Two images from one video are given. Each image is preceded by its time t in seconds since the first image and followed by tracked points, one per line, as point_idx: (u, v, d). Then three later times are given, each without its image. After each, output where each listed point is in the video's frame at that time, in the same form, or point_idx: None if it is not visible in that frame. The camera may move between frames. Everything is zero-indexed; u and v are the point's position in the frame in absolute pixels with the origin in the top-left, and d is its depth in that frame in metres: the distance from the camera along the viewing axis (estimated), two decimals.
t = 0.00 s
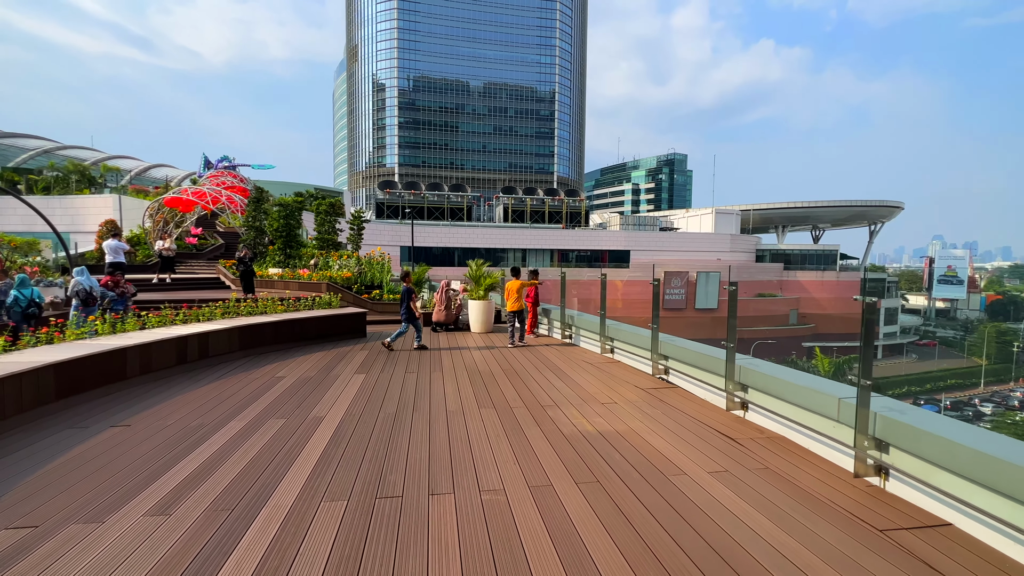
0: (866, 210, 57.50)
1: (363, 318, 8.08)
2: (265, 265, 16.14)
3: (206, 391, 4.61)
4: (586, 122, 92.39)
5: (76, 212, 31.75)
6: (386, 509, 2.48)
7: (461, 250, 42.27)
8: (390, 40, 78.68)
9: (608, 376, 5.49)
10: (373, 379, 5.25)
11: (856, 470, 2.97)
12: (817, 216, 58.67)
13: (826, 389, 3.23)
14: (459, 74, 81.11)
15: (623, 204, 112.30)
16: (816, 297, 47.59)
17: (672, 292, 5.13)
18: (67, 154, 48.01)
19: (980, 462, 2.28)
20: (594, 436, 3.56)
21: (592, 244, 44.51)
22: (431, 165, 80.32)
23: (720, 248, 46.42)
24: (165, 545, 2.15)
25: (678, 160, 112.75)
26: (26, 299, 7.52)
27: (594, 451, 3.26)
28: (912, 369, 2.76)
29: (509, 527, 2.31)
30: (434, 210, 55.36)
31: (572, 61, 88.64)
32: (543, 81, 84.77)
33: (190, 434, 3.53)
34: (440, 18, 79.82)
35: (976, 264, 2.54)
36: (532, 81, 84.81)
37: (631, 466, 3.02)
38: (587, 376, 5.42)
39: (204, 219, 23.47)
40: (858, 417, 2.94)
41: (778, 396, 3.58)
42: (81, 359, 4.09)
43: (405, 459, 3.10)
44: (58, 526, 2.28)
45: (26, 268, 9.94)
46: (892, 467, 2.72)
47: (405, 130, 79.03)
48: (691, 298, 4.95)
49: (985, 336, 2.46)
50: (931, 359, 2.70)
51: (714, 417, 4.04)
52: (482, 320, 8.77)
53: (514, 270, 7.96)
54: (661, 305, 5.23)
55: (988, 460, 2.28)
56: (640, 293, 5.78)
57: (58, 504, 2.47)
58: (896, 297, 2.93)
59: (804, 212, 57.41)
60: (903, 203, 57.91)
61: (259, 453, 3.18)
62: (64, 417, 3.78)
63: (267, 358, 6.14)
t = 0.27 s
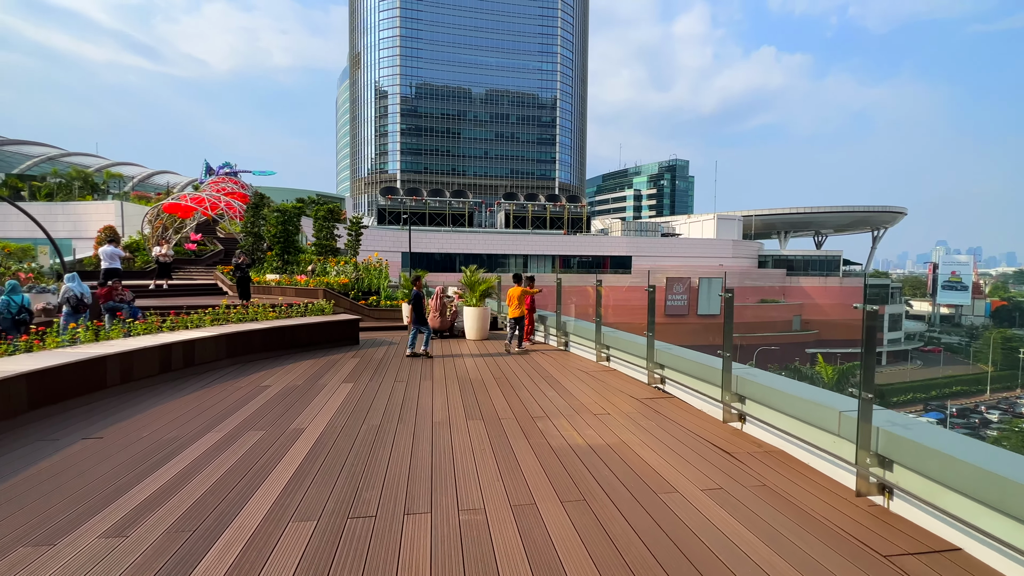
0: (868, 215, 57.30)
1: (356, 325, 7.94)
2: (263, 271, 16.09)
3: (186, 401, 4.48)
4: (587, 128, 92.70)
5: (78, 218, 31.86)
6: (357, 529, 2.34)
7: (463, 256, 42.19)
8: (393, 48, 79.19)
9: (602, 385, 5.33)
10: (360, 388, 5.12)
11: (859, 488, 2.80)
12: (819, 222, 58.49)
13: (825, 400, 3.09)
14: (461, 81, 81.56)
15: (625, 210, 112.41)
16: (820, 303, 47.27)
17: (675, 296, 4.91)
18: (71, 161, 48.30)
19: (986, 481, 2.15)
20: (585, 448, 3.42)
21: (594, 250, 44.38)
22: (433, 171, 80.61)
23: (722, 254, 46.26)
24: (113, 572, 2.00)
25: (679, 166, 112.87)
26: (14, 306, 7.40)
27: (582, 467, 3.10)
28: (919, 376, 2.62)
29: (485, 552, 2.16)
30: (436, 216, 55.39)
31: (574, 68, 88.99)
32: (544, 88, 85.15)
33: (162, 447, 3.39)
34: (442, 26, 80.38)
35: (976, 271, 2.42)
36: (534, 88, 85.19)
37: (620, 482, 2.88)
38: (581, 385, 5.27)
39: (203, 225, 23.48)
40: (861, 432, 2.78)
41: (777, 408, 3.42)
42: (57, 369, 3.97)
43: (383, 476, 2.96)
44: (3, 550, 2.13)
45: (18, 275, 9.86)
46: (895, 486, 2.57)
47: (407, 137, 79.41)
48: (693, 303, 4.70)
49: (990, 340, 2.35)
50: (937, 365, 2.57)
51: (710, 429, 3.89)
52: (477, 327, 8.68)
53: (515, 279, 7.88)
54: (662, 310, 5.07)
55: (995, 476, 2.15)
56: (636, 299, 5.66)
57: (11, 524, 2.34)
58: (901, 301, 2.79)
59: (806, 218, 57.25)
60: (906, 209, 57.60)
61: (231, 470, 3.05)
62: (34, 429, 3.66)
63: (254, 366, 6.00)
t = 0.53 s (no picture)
0: (866, 222, 57.33)
1: (345, 334, 7.80)
2: (256, 278, 15.98)
3: (161, 414, 4.32)
4: (586, 135, 93.01)
5: (74, 225, 31.75)
6: (317, 559, 2.19)
7: (461, 262, 42.08)
8: (392, 55, 79.59)
9: (592, 396, 5.19)
10: (344, 400, 4.98)
11: (854, 510, 2.66)
12: (817, 228, 58.50)
13: (820, 416, 2.96)
14: (460, 88, 81.92)
15: (624, 217, 112.59)
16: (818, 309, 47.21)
17: (674, 302, 4.71)
18: (69, 167, 48.27)
19: (987, 505, 2.03)
20: (570, 465, 3.27)
21: (592, 256, 44.27)
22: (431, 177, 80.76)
23: (720, 260, 46.21)
24: None
25: (677, 173, 113.16)
26: None
27: (564, 487, 2.95)
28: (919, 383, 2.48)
29: None
30: (434, 223, 55.36)
31: (572, 75, 89.48)
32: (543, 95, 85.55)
33: (126, 465, 3.25)
34: (441, 34, 80.90)
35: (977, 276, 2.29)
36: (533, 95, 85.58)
37: (603, 503, 2.74)
38: (571, 396, 5.13)
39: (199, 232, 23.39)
40: (855, 451, 2.66)
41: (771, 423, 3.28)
42: (25, 381, 3.82)
43: (354, 498, 2.82)
44: None
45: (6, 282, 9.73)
46: (892, 510, 2.44)
47: (406, 143, 79.64)
48: (692, 309, 4.44)
49: (991, 348, 2.23)
50: (936, 372, 2.44)
51: (702, 444, 3.75)
52: (469, 336, 8.57)
53: (513, 285, 7.87)
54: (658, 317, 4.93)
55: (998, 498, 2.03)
56: (627, 307, 5.55)
57: None
58: (901, 308, 2.64)
59: (804, 224, 57.28)
60: (904, 215, 57.71)
61: (195, 492, 2.91)
62: None
63: (237, 377, 5.85)
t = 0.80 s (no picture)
0: (859, 228, 57.75)
1: (331, 342, 7.64)
2: (246, 284, 15.79)
3: (131, 427, 4.15)
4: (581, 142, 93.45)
5: (64, 230, 31.40)
6: None
7: (456, 268, 41.89)
8: (388, 62, 79.80)
9: (580, 406, 5.06)
10: (325, 410, 4.82)
11: (848, 529, 2.55)
12: (811, 235, 58.86)
13: (814, 429, 2.86)
14: (456, 95, 82.18)
15: (619, 223, 112.99)
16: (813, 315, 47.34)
17: (669, 309, 4.52)
18: (61, 173, 47.89)
19: (988, 527, 1.93)
20: (553, 480, 3.14)
21: (587, 262, 44.23)
22: (427, 183, 80.78)
23: (715, 266, 46.31)
24: None
25: (672, 179, 113.78)
26: None
27: (548, 503, 2.82)
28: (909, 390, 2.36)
29: None
30: (429, 229, 55.23)
31: (567, 83, 89.97)
32: (538, 102, 85.97)
33: (87, 481, 3.09)
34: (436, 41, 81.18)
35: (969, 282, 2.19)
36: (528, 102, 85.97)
37: (586, 522, 2.60)
38: (558, 406, 4.99)
39: (189, 237, 23.17)
40: (849, 467, 2.55)
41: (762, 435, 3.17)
42: None
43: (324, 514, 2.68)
44: None
45: None
46: (889, 531, 2.34)
47: (402, 149, 79.71)
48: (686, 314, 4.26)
49: (985, 352, 2.14)
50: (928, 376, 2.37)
51: (691, 457, 3.63)
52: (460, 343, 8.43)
53: (505, 291, 7.77)
54: (650, 323, 4.76)
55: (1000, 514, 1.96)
56: (616, 314, 5.47)
57: None
58: (893, 313, 2.56)
59: (798, 230, 57.59)
60: (896, 221, 58.21)
61: (156, 511, 2.74)
62: None
63: (216, 386, 5.68)
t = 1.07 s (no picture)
0: (848, 234, 58.34)
1: (313, 349, 7.44)
2: (231, 289, 15.50)
3: (95, 440, 3.93)
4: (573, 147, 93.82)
5: (47, 234, 30.80)
6: None
7: (448, 273, 41.67)
8: (380, 66, 79.66)
9: (568, 416, 4.91)
10: (303, 421, 4.62)
11: (847, 549, 2.42)
12: (800, 240, 59.38)
13: (807, 442, 2.74)
14: (448, 100, 82.22)
15: (611, 228, 113.44)
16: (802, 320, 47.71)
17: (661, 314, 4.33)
18: (45, 176, 47.12)
19: (992, 550, 1.82)
20: (538, 497, 2.97)
21: (579, 267, 44.17)
22: (419, 188, 80.59)
23: (706, 271, 46.51)
24: None
25: (664, 185, 114.48)
26: None
27: (529, 523, 2.65)
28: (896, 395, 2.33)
29: None
30: (421, 233, 54.97)
31: (560, 89, 90.49)
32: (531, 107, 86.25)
33: (37, 502, 2.88)
34: (429, 46, 81.27)
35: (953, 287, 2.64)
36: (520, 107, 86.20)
37: (570, 543, 2.44)
38: (546, 416, 4.83)
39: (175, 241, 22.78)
40: (847, 484, 2.43)
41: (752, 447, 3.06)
42: None
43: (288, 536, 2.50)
44: None
45: None
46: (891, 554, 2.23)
47: (394, 154, 79.51)
48: (680, 320, 4.09)
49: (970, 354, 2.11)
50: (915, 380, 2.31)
51: (681, 469, 3.50)
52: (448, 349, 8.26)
53: (494, 295, 7.66)
54: (642, 329, 4.60)
55: (1004, 533, 1.85)
56: (603, 318, 5.37)
57: None
58: (880, 318, 2.46)
59: (788, 236, 58.07)
60: (883, 227, 58.94)
61: (107, 535, 2.54)
62: None
63: (190, 396, 5.46)
